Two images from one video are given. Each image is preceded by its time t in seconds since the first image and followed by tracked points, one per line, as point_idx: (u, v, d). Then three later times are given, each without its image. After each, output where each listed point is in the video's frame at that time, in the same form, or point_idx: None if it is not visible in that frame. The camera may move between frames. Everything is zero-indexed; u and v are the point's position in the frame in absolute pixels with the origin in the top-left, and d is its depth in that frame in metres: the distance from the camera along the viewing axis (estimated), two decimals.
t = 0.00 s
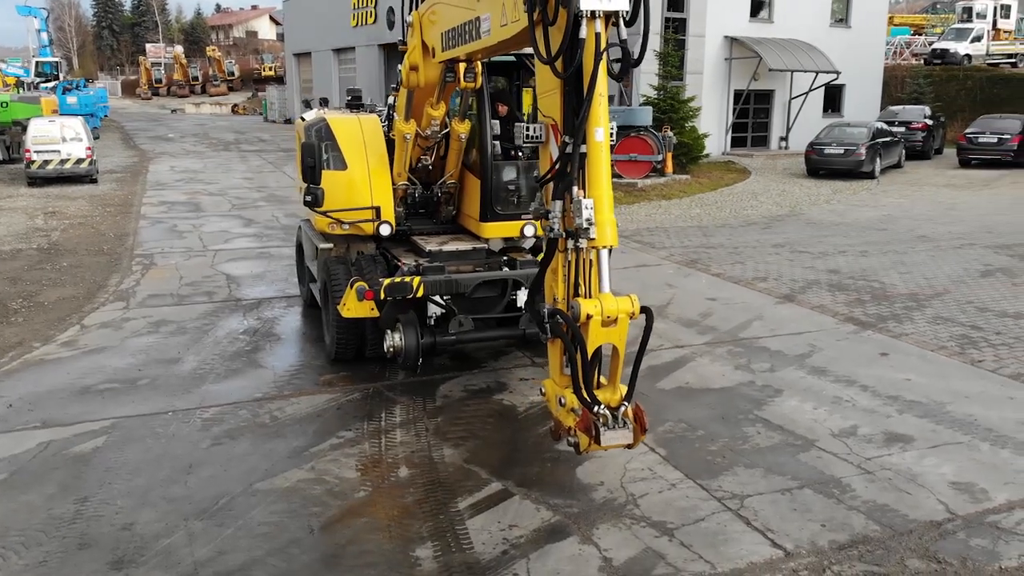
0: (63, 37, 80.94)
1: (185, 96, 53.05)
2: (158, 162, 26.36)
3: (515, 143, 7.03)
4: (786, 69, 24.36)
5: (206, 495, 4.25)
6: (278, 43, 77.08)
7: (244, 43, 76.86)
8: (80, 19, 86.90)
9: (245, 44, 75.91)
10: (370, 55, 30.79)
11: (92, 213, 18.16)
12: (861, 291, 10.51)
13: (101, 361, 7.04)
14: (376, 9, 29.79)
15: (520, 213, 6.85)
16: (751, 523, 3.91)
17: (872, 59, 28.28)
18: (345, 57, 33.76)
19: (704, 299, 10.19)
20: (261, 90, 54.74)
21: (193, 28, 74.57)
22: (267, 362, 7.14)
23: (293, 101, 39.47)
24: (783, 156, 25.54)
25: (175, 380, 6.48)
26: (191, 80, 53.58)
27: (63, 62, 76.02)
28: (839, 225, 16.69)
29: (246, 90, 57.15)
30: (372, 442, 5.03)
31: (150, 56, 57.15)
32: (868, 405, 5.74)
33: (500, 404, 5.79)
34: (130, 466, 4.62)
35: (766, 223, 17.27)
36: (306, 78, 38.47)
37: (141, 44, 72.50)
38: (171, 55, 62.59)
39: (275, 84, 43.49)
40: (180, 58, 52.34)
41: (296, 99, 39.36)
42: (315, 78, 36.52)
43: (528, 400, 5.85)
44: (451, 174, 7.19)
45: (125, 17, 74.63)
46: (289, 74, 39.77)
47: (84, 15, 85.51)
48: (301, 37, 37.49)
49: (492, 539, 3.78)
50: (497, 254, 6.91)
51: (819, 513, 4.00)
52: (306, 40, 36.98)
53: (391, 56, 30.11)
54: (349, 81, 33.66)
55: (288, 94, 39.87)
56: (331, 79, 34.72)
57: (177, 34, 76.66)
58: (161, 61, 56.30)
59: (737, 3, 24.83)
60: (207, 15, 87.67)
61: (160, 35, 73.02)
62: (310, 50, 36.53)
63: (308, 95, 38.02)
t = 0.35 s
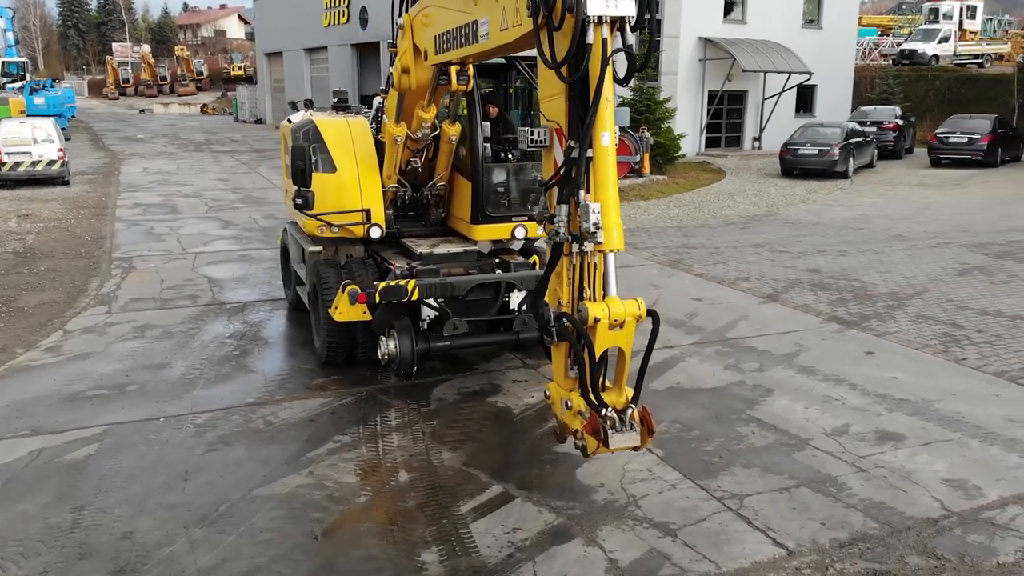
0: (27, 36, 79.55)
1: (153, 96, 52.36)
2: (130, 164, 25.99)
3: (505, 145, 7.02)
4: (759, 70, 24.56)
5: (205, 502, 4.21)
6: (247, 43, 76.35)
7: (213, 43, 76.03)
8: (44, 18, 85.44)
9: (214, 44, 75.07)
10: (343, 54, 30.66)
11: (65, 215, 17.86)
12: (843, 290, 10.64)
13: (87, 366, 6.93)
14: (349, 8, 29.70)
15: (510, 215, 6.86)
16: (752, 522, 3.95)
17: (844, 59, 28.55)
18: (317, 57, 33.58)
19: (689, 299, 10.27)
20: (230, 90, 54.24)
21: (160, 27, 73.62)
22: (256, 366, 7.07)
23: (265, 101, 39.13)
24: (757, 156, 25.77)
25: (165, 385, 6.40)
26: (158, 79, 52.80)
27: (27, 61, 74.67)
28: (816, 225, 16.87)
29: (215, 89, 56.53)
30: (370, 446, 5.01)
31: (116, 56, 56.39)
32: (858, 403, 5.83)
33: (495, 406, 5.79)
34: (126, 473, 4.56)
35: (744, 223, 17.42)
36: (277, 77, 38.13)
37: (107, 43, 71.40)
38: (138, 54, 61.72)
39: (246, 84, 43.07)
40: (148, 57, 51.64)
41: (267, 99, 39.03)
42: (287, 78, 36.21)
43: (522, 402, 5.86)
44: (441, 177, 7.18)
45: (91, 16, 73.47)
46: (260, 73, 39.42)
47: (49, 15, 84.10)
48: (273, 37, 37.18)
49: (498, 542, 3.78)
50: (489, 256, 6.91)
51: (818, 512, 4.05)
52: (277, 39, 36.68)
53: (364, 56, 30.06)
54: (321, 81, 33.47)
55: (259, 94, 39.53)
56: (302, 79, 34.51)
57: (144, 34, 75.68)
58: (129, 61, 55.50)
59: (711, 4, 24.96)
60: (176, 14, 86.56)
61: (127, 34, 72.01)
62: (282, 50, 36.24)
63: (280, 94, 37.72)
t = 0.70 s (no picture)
0: None
1: (116, 97, 51.51)
2: (99, 165, 25.57)
3: (490, 148, 7.03)
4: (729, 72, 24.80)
5: (199, 510, 4.17)
6: (214, 43, 75.45)
7: (178, 42, 75.05)
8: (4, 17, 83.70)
9: (179, 43, 74.12)
10: (312, 53, 30.50)
11: (33, 219, 17.52)
12: (819, 290, 10.79)
13: (68, 373, 6.82)
14: (318, 8, 29.53)
15: (497, 217, 6.85)
16: (747, 522, 4.00)
17: (812, 61, 28.90)
18: (286, 56, 33.41)
19: (670, 299, 10.35)
20: (197, 90, 53.57)
21: (124, 26, 72.48)
22: (241, 371, 7.01)
23: (232, 101, 38.69)
24: (727, 157, 26.03)
25: (149, 392, 6.32)
26: (123, 79, 51.96)
27: None
28: (789, 224, 17.08)
29: (181, 89, 55.77)
30: (362, 451, 4.99)
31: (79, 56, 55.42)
32: (842, 402, 5.92)
33: (485, 408, 5.80)
34: (116, 481, 4.51)
35: (719, 223, 17.59)
36: (244, 77, 37.73)
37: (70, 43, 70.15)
38: (101, 54, 60.70)
39: (213, 84, 42.60)
40: (112, 57, 50.82)
41: (236, 99, 38.62)
42: (255, 78, 35.82)
43: (512, 404, 5.88)
44: (426, 180, 7.15)
45: (53, 15, 72.12)
46: (227, 73, 38.96)
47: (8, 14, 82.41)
48: (240, 36, 36.83)
49: (497, 546, 3.80)
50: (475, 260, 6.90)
51: (811, 510, 4.11)
52: (245, 39, 36.33)
53: (333, 56, 29.93)
54: (291, 81, 33.25)
55: (225, 94, 39.06)
56: (270, 79, 34.27)
57: (108, 33, 74.46)
58: (92, 62, 54.58)
59: (681, 6, 25.11)
60: (140, 13, 85.22)
61: (89, 34, 70.79)
62: (250, 49, 35.90)
63: (249, 95, 37.35)
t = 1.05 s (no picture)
0: None
1: (75, 97, 50.53)
2: (62, 167, 25.08)
3: (473, 151, 7.03)
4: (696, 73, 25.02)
5: (190, 519, 4.12)
6: (176, 42, 74.35)
7: (138, 42, 73.81)
8: None
9: (140, 42, 72.95)
10: (277, 53, 30.23)
11: None
12: (793, 290, 10.94)
13: (44, 381, 6.70)
14: (283, 8, 29.27)
15: (480, 220, 6.85)
16: (738, 522, 4.06)
17: (778, 62, 29.25)
18: (249, 55, 33.10)
19: (648, 300, 10.44)
20: (158, 90, 52.78)
21: (82, 25, 71.14)
22: (222, 376, 6.94)
23: (196, 101, 38.16)
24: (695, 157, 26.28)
25: (130, 399, 6.23)
26: (82, 79, 50.99)
27: None
28: (760, 225, 17.29)
29: (140, 89, 54.82)
30: (351, 456, 4.97)
31: (35, 55, 54.27)
32: (823, 400, 6.03)
33: (471, 412, 5.81)
34: (102, 491, 4.44)
35: (690, 224, 17.75)
36: (208, 77, 37.24)
37: (27, 43, 68.67)
38: (59, 53, 59.51)
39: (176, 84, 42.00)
40: (70, 56, 49.85)
41: (199, 99, 38.12)
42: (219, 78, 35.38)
43: (498, 407, 5.89)
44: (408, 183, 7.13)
45: (8, 14, 70.53)
46: (190, 73, 38.41)
47: None
48: (203, 35, 36.35)
49: (492, 549, 3.82)
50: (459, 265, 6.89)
51: (799, 509, 4.18)
52: (208, 38, 35.88)
53: (298, 56, 29.71)
54: (256, 81, 32.91)
55: (188, 94, 38.51)
56: (234, 78, 33.90)
57: (66, 32, 73.02)
58: (49, 61, 53.51)
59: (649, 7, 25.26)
60: (99, 12, 83.69)
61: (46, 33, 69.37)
62: (214, 49, 35.45)
63: (213, 95, 36.88)
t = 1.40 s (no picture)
0: None
1: (37, 97, 49.61)
2: (29, 170, 24.61)
3: (460, 154, 7.03)
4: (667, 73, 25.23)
5: (187, 527, 4.09)
6: (141, 42, 73.34)
7: (101, 42, 72.61)
8: None
9: (103, 42, 71.84)
10: (246, 53, 29.96)
11: None
12: (772, 289, 11.08)
13: (26, 389, 6.58)
14: (251, 7, 29.04)
15: (467, 223, 6.86)
16: (734, 521, 4.11)
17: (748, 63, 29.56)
18: (217, 55, 32.78)
19: (631, 301, 10.51)
20: (123, 90, 52.04)
21: (44, 24, 69.87)
22: (209, 382, 6.88)
23: (162, 102, 37.68)
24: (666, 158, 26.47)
25: (116, 405, 6.15)
26: (44, 79, 50.07)
27: None
28: (735, 225, 17.47)
29: (104, 89, 53.97)
30: (345, 461, 4.95)
31: None
32: (809, 399, 6.11)
33: (462, 415, 5.81)
34: (95, 500, 4.38)
35: (666, 224, 17.88)
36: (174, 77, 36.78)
37: None
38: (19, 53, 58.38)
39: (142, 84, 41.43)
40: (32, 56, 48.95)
41: (166, 100, 37.64)
42: (185, 79, 34.97)
43: (489, 409, 5.90)
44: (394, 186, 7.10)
45: None
46: (156, 73, 37.92)
47: None
48: (170, 35, 35.89)
49: (493, 553, 3.83)
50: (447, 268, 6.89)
51: (793, 507, 4.25)
52: (175, 38, 35.46)
53: (267, 56, 29.53)
54: (224, 81, 32.58)
55: (154, 94, 38.00)
56: (201, 79, 33.54)
57: (27, 32, 71.66)
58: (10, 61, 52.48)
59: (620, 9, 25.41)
60: (60, 10, 82.14)
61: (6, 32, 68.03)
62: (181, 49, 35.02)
63: (180, 95, 36.41)
